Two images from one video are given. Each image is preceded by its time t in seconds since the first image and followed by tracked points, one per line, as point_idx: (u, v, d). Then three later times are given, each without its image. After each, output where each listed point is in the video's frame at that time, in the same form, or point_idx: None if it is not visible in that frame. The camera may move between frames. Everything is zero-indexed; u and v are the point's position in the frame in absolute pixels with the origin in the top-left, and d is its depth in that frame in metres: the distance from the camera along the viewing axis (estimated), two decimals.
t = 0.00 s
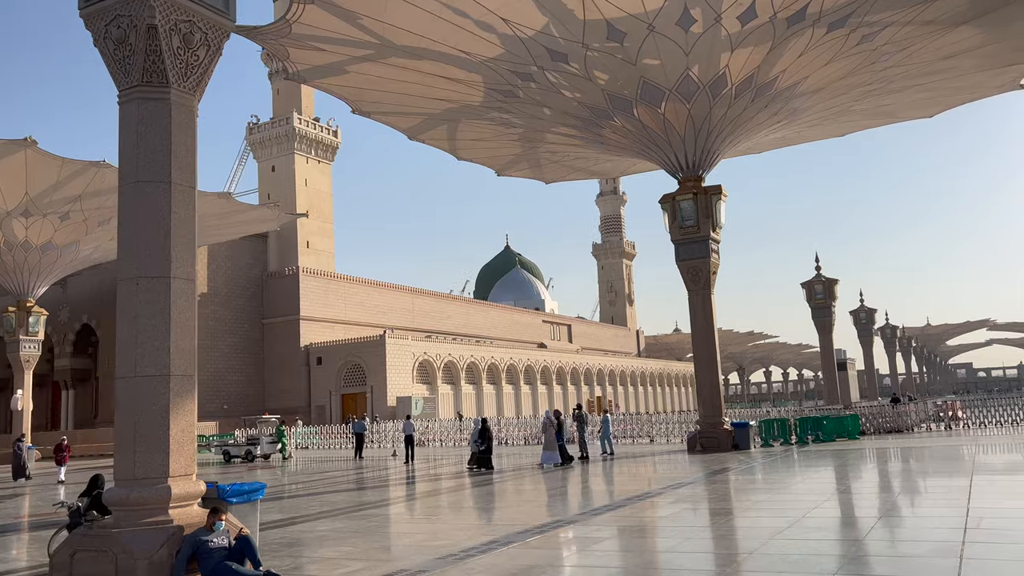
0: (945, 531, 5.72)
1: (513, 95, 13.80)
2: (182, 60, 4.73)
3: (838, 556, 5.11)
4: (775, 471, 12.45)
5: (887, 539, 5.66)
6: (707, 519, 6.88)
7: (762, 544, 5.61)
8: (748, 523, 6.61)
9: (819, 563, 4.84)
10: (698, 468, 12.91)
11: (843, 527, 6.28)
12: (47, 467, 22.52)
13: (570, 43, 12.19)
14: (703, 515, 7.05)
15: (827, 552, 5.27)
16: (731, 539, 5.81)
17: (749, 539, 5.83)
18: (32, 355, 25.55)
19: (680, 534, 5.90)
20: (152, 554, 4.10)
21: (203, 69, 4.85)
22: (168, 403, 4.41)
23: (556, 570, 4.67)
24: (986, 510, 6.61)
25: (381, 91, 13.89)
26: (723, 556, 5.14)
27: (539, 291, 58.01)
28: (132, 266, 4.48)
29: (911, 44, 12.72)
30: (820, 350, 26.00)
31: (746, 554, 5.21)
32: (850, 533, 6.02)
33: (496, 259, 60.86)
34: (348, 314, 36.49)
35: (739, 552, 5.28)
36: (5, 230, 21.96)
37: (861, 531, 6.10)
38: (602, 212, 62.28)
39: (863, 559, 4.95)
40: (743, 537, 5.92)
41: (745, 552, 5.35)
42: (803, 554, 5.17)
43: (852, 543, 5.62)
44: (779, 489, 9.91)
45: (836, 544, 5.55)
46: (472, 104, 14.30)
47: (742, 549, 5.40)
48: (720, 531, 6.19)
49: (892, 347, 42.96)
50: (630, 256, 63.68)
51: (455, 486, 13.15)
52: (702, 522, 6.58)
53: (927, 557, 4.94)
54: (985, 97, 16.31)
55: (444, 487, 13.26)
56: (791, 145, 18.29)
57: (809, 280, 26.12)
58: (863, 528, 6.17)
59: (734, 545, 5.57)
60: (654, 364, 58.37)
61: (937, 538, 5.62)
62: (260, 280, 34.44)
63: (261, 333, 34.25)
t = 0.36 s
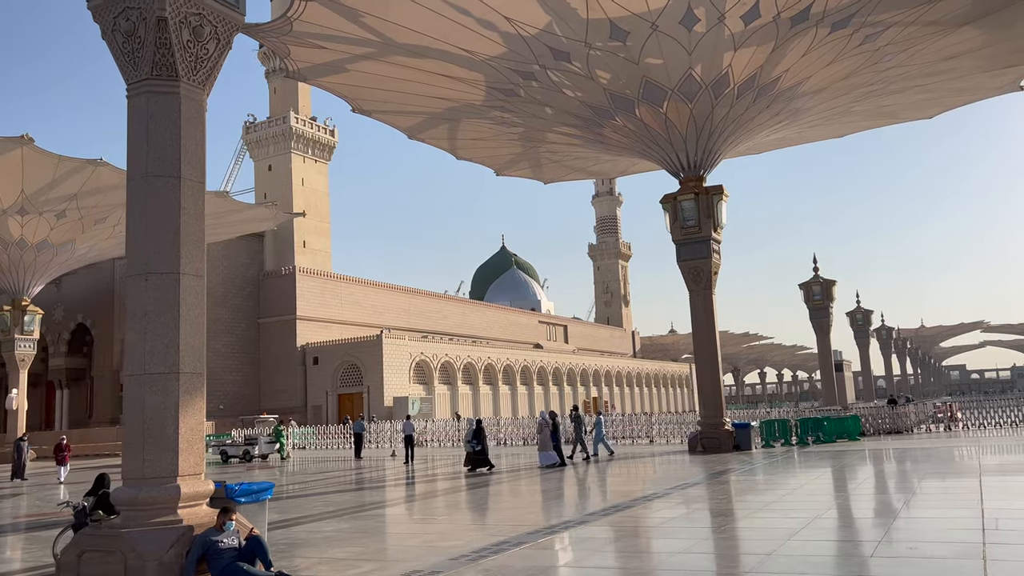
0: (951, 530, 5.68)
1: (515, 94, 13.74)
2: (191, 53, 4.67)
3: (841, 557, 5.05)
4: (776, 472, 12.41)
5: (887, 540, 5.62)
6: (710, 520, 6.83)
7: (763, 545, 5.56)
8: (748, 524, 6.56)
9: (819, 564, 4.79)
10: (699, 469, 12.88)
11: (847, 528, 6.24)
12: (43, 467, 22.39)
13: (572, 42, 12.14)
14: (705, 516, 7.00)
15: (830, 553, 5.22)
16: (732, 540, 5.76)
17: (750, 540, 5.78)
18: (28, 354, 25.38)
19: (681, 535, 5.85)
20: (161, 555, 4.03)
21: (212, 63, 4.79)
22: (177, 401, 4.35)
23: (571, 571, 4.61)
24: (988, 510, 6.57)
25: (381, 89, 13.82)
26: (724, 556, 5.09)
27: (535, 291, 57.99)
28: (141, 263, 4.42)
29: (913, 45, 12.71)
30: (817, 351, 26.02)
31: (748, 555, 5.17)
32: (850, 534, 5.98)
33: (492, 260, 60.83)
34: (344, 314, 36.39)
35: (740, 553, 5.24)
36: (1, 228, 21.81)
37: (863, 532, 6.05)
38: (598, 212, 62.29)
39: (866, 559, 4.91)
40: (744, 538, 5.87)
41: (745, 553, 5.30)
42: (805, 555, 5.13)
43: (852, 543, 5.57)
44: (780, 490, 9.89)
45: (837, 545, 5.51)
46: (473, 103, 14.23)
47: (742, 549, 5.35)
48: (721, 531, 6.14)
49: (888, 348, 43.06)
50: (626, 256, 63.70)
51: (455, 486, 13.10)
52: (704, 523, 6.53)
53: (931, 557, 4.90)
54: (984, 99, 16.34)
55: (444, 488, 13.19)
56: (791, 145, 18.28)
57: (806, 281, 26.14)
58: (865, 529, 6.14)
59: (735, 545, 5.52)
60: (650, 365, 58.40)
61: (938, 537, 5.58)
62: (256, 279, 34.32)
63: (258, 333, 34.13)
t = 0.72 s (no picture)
0: (962, 533, 5.63)
1: (519, 93, 13.68)
2: (204, 48, 4.60)
3: (848, 559, 4.98)
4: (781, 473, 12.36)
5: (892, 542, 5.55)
6: (717, 520, 6.75)
7: (768, 546, 5.49)
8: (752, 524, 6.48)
9: (824, 566, 4.71)
10: (704, 470, 12.84)
11: (856, 530, 6.18)
12: (41, 467, 22.29)
13: (578, 40, 12.08)
14: (712, 517, 6.93)
15: (837, 555, 5.15)
16: (735, 541, 5.69)
17: (754, 541, 5.70)
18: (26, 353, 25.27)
19: (687, 536, 5.77)
20: (175, 556, 3.96)
21: (225, 58, 4.72)
22: (191, 401, 4.28)
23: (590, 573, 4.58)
24: (997, 511, 6.52)
25: (384, 88, 13.74)
26: (729, 558, 5.02)
27: (533, 291, 57.94)
28: (153, 260, 4.35)
29: (919, 45, 12.67)
30: (818, 352, 26.00)
31: (754, 555, 5.09)
32: (856, 536, 5.91)
33: (490, 260, 60.75)
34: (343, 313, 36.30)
35: (744, 555, 5.16)
36: None
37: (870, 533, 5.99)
38: (596, 213, 62.26)
39: (872, 562, 4.84)
40: (748, 539, 5.79)
41: (749, 554, 5.22)
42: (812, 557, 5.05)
43: (855, 545, 5.50)
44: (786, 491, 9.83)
45: (842, 547, 5.43)
46: (476, 102, 14.16)
47: (745, 551, 5.27)
48: (727, 533, 6.06)
49: (886, 349, 43.09)
50: (624, 257, 63.69)
51: (458, 487, 13.04)
52: (710, 523, 6.46)
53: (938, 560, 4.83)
54: (987, 100, 16.31)
55: (446, 488, 13.12)
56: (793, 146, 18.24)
57: (807, 282, 26.11)
58: (872, 531, 6.07)
59: (739, 547, 5.45)
60: (648, 365, 58.38)
61: (944, 539, 5.51)
62: (255, 279, 34.21)
63: (256, 332, 34.03)
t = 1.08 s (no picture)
0: (977, 534, 5.58)
1: (526, 93, 13.63)
2: (222, 43, 4.56)
3: (857, 561, 4.93)
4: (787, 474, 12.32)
5: (900, 543, 5.49)
6: (727, 521, 6.74)
7: (775, 548, 5.43)
8: (757, 526, 6.41)
9: (833, 568, 4.64)
10: (710, 471, 12.80)
11: (866, 531, 6.13)
12: (43, 467, 22.23)
13: (585, 39, 12.04)
14: (722, 517, 6.87)
15: (845, 557, 5.10)
16: (743, 543, 5.62)
17: (761, 542, 5.64)
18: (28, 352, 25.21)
19: (698, 536, 5.72)
20: (194, 556, 3.92)
21: (242, 53, 4.68)
22: (208, 400, 4.23)
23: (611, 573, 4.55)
24: (1010, 513, 6.47)
25: (390, 87, 13.70)
26: (738, 560, 4.99)
27: (534, 292, 57.88)
28: (171, 257, 4.31)
29: (927, 45, 12.64)
30: (820, 353, 25.97)
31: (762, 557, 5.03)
32: (863, 538, 5.86)
33: (491, 261, 60.69)
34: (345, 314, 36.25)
35: (751, 556, 5.10)
36: (2, 226, 21.63)
37: (880, 535, 5.94)
38: (596, 214, 62.21)
39: (881, 564, 4.78)
40: (754, 541, 5.73)
41: (756, 556, 5.16)
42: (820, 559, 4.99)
43: (861, 548, 5.43)
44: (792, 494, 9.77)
45: (849, 549, 5.38)
46: (482, 101, 14.12)
47: (753, 552, 5.24)
48: (735, 533, 6.06)
49: (887, 351, 43.06)
50: (624, 258, 63.68)
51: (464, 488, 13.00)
52: (720, 524, 6.40)
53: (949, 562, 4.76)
54: (993, 101, 16.27)
55: (452, 489, 13.08)
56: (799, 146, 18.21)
57: (810, 283, 26.07)
58: (881, 533, 6.02)
59: (746, 548, 5.39)
60: (649, 366, 58.33)
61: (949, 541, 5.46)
62: (256, 279, 34.16)
63: (257, 332, 33.98)
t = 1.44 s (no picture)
0: (994, 536, 5.54)
1: (534, 92, 13.59)
2: (241, 38, 4.51)
3: (864, 563, 4.88)
4: (796, 475, 12.28)
5: (908, 546, 5.44)
6: (739, 521, 6.71)
7: (783, 549, 5.38)
8: (763, 528, 6.36)
9: (843, 570, 4.60)
10: (718, 472, 12.77)
11: (876, 533, 6.10)
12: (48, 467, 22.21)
13: (594, 38, 12.00)
14: (734, 518, 6.84)
15: (853, 559, 5.05)
16: (754, 543, 5.60)
17: (768, 544, 5.59)
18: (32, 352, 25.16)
19: (711, 537, 5.67)
20: (216, 557, 3.87)
21: (261, 49, 4.63)
22: (228, 399, 4.18)
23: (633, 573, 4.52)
24: None
25: (397, 86, 13.66)
26: (746, 559, 4.98)
27: (536, 293, 57.84)
28: (190, 253, 4.26)
29: (937, 45, 12.59)
30: (826, 354, 25.92)
31: (768, 559, 4.98)
32: (870, 539, 5.82)
33: (493, 261, 60.64)
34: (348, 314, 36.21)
35: (759, 558, 5.05)
36: (7, 225, 21.59)
37: (888, 536, 5.89)
38: (599, 215, 62.14)
39: (890, 565, 4.73)
40: (762, 542, 5.68)
41: (764, 558, 5.10)
42: (828, 561, 4.94)
43: (870, 549, 5.38)
44: (801, 493, 9.72)
45: (857, 551, 5.33)
46: (490, 101, 14.08)
47: (761, 551, 5.24)
48: (745, 533, 6.04)
49: (890, 352, 43.00)
50: (627, 259, 63.60)
51: (471, 489, 12.95)
52: (731, 525, 6.37)
53: (958, 564, 4.70)
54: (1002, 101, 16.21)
55: (459, 489, 13.03)
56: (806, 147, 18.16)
57: (815, 284, 26.00)
58: (890, 534, 5.99)
59: (752, 549, 5.33)
60: (651, 367, 58.27)
61: (956, 544, 5.42)
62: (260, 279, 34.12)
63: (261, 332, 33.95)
